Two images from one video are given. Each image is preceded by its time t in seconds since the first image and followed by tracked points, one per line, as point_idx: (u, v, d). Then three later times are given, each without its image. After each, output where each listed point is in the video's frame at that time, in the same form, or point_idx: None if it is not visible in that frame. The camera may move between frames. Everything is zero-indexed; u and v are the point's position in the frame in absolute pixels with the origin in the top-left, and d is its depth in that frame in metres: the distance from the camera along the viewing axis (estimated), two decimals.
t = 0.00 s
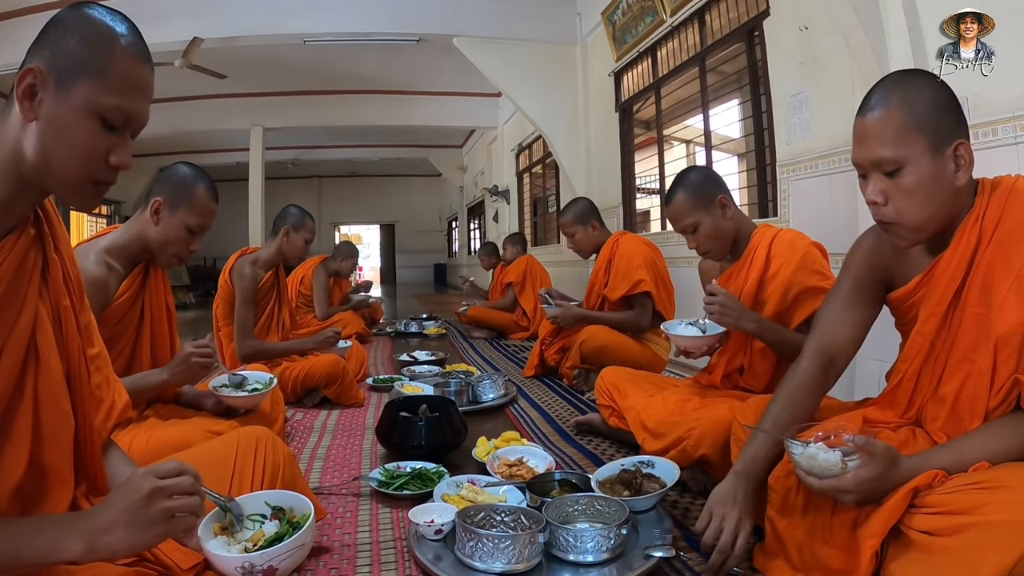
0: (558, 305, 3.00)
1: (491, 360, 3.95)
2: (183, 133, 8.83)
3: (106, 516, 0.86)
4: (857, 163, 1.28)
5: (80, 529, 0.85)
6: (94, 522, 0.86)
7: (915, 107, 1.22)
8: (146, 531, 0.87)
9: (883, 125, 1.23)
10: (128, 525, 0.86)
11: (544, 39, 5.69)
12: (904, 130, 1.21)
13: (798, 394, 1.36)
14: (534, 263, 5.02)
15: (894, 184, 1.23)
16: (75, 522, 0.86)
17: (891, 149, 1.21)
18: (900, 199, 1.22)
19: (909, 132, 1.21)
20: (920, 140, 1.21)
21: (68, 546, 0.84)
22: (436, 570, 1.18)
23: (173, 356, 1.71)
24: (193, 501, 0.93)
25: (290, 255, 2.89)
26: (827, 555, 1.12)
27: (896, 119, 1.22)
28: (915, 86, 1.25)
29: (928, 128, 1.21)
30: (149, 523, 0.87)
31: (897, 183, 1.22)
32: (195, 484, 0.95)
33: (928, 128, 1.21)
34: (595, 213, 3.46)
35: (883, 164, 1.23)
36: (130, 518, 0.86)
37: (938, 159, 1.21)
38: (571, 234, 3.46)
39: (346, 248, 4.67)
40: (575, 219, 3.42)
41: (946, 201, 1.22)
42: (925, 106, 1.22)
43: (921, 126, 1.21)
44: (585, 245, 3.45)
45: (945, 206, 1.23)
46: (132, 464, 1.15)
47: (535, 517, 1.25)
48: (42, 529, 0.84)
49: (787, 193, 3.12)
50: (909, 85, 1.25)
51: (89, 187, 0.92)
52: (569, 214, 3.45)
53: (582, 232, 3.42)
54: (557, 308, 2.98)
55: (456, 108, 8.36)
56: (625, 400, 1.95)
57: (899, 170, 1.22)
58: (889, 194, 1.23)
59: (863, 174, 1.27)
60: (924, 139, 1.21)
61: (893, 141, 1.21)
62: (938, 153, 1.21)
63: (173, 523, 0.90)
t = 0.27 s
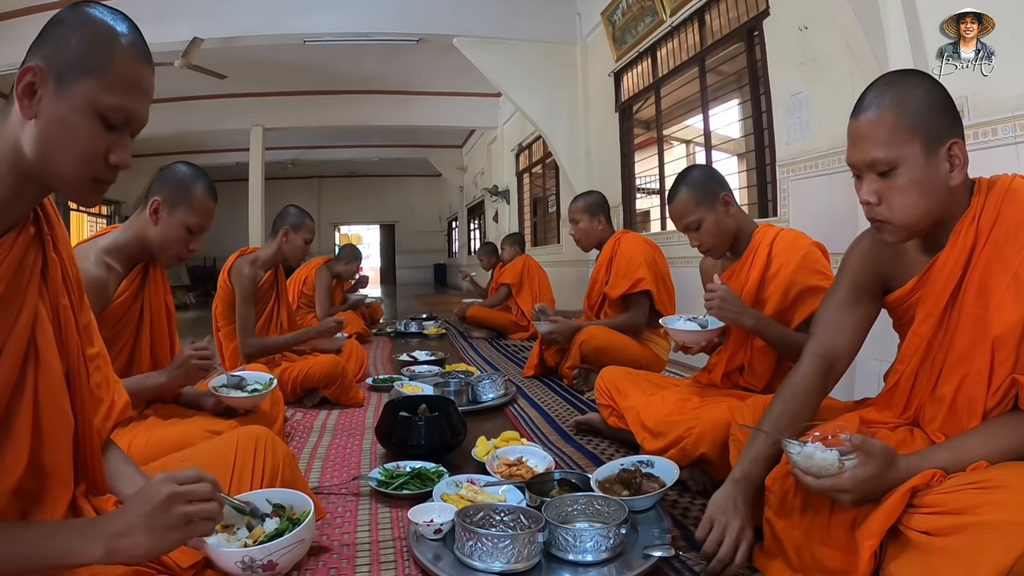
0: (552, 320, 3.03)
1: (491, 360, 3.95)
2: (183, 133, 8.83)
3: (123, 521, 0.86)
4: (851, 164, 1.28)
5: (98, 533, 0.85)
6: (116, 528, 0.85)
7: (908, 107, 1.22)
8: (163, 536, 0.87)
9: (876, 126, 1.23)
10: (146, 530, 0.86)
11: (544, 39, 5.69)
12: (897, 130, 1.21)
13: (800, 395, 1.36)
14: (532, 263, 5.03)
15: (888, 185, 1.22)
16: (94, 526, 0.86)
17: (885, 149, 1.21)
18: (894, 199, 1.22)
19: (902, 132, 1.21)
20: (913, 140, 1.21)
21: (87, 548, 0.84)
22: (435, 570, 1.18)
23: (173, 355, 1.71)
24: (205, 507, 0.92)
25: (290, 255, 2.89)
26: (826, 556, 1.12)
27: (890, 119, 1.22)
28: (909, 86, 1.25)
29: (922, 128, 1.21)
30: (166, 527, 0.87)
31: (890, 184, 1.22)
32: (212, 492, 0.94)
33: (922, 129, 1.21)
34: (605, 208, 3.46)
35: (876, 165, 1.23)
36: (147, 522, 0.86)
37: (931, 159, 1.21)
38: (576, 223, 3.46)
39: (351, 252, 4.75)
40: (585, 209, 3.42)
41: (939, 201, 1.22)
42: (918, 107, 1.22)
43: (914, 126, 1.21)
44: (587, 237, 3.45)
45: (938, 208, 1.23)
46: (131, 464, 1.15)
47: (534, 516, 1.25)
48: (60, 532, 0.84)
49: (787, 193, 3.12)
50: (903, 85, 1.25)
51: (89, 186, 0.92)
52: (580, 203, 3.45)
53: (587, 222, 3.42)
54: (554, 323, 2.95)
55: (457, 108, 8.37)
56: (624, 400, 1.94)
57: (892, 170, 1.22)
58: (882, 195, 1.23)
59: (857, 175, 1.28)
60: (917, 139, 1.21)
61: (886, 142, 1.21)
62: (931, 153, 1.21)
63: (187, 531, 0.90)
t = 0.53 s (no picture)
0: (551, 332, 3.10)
1: (490, 360, 3.96)
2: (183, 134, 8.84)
3: (109, 505, 0.86)
4: (851, 161, 1.28)
5: (89, 518, 0.85)
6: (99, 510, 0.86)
7: (908, 105, 1.22)
8: (147, 514, 0.86)
9: (876, 124, 1.23)
10: (128, 510, 0.86)
11: (543, 38, 5.69)
12: (897, 128, 1.21)
13: (801, 393, 1.37)
14: (531, 263, 5.03)
15: (888, 182, 1.22)
16: (86, 507, 0.87)
17: (885, 146, 1.21)
18: (893, 196, 1.22)
19: (902, 130, 1.21)
20: (913, 138, 1.21)
21: (75, 532, 0.84)
22: (434, 568, 1.18)
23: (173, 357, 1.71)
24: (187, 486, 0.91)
25: (289, 257, 2.90)
26: (825, 554, 1.11)
27: (889, 117, 1.22)
28: (909, 84, 1.25)
29: (921, 126, 1.21)
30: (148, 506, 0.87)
31: (890, 181, 1.22)
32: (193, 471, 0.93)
33: (921, 126, 1.21)
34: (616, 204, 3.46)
35: (876, 162, 1.23)
36: (127, 506, 0.86)
37: (931, 156, 1.21)
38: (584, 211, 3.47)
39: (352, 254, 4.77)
40: (597, 200, 3.42)
41: (940, 198, 1.22)
42: (918, 105, 1.22)
43: (913, 124, 1.21)
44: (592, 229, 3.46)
45: (940, 205, 1.23)
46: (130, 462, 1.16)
47: (533, 515, 1.25)
48: (56, 526, 0.84)
49: (786, 192, 3.12)
50: (903, 84, 1.25)
51: (88, 182, 0.92)
52: (593, 193, 3.44)
53: (594, 213, 3.43)
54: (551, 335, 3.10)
55: (456, 108, 8.37)
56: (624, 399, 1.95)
57: (892, 167, 1.22)
58: (883, 192, 1.23)
59: (857, 172, 1.28)
60: (916, 137, 1.21)
61: (886, 139, 1.21)
62: (931, 151, 1.21)
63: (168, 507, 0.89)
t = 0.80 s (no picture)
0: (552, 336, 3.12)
1: (491, 360, 3.96)
2: (183, 135, 8.84)
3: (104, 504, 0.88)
4: (853, 159, 1.28)
5: (85, 515, 0.87)
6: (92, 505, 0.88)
7: (908, 104, 1.23)
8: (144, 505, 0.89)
9: (877, 122, 1.24)
10: (122, 504, 0.88)
11: (543, 39, 5.69)
12: (897, 126, 1.22)
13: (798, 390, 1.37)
14: (531, 263, 5.03)
15: (889, 178, 1.23)
16: (82, 508, 0.88)
17: (886, 144, 1.21)
18: (893, 194, 1.22)
19: (902, 129, 1.21)
20: (914, 136, 1.21)
21: (73, 532, 0.85)
22: (434, 568, 1.18)
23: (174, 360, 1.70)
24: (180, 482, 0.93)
25: (289, 261, 2.93)
26: (825, 553, 1.11)
27: (890, 115, 1.22)
28: (910, 83, 1.25)
29: (922, 124, 1.21)
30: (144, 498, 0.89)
31: (891, 178, 1.23)
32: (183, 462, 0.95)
33: (922, 125, 1.21)
34: (623, 202, 3.47)
35: (877, 159, 1.23)
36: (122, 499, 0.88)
37: (931, 154, 1.21)
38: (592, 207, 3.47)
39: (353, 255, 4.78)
40: (606, 198, 3.43)
41: (940, 197, 1.22)
42: (918, 103, 1.22)
43: (914, 123, 1.21)
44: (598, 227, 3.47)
45: (940, 202, 1.23)
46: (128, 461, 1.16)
47: (533, 515, 1.25)
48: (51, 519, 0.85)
49: (787, 192, 3.12)
50: (904, 83, 1.25)
51: (85, 180, 0.92)
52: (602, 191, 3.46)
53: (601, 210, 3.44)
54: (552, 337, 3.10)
55: (457, 109, 8.37)
56: (624, 399, 1.94)
57: (892, 164, 1.22)
58: (884, 189, 1.23)
59: (858, 169, 1.28)
60: (917, 135, 1.21)
61: (887, 137, 1.22)
62: (930, 149, 1.21)
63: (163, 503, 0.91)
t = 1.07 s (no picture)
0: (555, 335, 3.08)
1: (492, 361, 3.96)
2: (184, 135, 8.85)
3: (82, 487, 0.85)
4: (854, 159, 1.28)
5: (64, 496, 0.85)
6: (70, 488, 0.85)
7: (909, 105, 1.22)
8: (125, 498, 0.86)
9: (877, 123, 1.23)
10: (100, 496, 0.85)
11: (544, 39, 5.69)
12: (898, 127, 1.21)
13: (796, 391, 1.38)
14: (532, 264, 5.03)
15: (890, 179, 1.23)
16: (59, 487, 0.86)
17: (886, 144, 1.21)
18: (894, 194, 1.22)
19: (903, 129, 1.21)
20: (915, 137, 1.21)
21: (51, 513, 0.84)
22: (435, 569, 1.18)
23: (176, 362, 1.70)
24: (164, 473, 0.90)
25: (290, 262, 2.93)
26: (826, 554, 1.11)
27: (891, 116, 1.22)
28: (911, 83, 1.24)
29: (923, 125, 1.21)
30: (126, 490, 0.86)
31: (891, 179, 1.23)
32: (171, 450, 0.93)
33: (922, 126, 1.21)
34: (626, 203, 3.46)
35: (878, 160, 1.23)
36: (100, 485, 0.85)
37: (931, 155, 1.21)
38: (597, 207, 3.47)
39: (353, 254, 4.79)
40: (612, 198, 3.44)
41: (941, 198, 1.22)
42: (919, 104, 1.22)
43: (914, 124, 1.21)
44: (602, 227, 3.47)
45: (941, 202, 1.23)
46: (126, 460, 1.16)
47: (534, 516, 1.25)
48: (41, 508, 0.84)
49: (788, 193, 3.12)
50: (905, 84, 1.25)
51: (83, 179, 0.93)
52: (608, 190, 3.47)
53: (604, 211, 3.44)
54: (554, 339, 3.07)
55: (458, 109, 8.38)
56: (625, 399, 1.94)
57: (893, 165, 1.22)
58: (884, 190, 1.23)
59: (859, 170, 1.28)
60: (917, 136, 1.21)
61: (888, 138, 1.21)
62: (931, 150, 1.21)
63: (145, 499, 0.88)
